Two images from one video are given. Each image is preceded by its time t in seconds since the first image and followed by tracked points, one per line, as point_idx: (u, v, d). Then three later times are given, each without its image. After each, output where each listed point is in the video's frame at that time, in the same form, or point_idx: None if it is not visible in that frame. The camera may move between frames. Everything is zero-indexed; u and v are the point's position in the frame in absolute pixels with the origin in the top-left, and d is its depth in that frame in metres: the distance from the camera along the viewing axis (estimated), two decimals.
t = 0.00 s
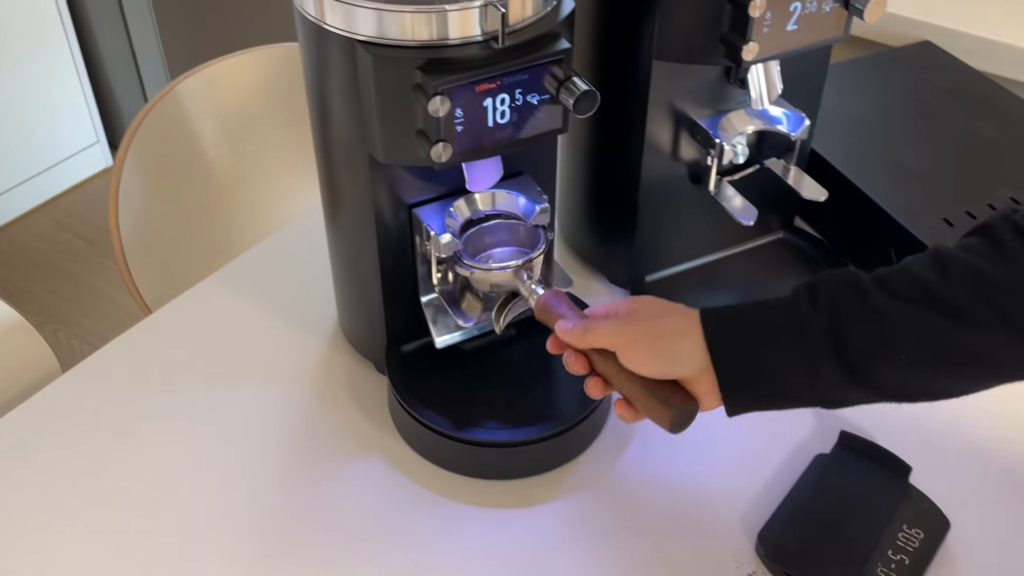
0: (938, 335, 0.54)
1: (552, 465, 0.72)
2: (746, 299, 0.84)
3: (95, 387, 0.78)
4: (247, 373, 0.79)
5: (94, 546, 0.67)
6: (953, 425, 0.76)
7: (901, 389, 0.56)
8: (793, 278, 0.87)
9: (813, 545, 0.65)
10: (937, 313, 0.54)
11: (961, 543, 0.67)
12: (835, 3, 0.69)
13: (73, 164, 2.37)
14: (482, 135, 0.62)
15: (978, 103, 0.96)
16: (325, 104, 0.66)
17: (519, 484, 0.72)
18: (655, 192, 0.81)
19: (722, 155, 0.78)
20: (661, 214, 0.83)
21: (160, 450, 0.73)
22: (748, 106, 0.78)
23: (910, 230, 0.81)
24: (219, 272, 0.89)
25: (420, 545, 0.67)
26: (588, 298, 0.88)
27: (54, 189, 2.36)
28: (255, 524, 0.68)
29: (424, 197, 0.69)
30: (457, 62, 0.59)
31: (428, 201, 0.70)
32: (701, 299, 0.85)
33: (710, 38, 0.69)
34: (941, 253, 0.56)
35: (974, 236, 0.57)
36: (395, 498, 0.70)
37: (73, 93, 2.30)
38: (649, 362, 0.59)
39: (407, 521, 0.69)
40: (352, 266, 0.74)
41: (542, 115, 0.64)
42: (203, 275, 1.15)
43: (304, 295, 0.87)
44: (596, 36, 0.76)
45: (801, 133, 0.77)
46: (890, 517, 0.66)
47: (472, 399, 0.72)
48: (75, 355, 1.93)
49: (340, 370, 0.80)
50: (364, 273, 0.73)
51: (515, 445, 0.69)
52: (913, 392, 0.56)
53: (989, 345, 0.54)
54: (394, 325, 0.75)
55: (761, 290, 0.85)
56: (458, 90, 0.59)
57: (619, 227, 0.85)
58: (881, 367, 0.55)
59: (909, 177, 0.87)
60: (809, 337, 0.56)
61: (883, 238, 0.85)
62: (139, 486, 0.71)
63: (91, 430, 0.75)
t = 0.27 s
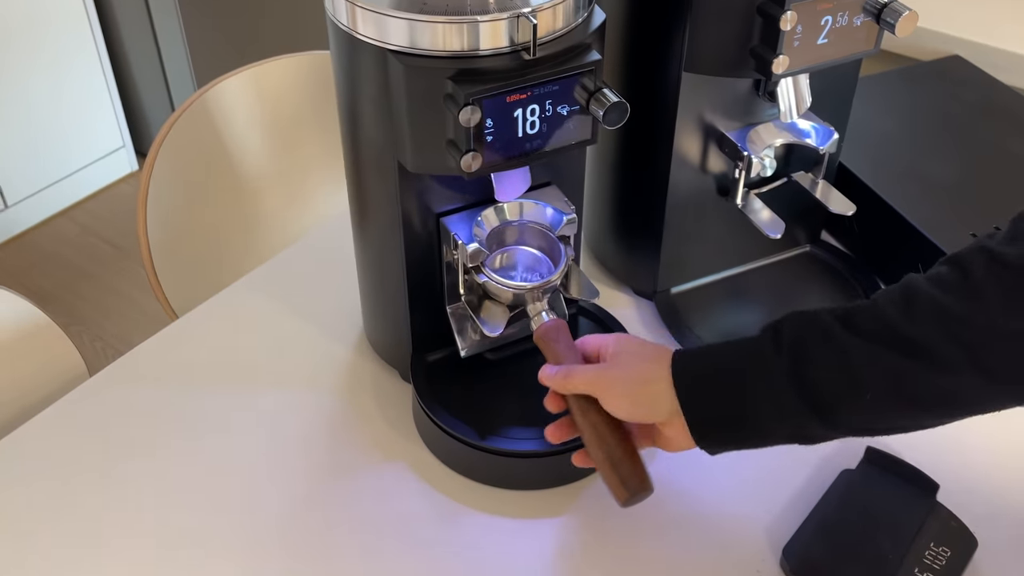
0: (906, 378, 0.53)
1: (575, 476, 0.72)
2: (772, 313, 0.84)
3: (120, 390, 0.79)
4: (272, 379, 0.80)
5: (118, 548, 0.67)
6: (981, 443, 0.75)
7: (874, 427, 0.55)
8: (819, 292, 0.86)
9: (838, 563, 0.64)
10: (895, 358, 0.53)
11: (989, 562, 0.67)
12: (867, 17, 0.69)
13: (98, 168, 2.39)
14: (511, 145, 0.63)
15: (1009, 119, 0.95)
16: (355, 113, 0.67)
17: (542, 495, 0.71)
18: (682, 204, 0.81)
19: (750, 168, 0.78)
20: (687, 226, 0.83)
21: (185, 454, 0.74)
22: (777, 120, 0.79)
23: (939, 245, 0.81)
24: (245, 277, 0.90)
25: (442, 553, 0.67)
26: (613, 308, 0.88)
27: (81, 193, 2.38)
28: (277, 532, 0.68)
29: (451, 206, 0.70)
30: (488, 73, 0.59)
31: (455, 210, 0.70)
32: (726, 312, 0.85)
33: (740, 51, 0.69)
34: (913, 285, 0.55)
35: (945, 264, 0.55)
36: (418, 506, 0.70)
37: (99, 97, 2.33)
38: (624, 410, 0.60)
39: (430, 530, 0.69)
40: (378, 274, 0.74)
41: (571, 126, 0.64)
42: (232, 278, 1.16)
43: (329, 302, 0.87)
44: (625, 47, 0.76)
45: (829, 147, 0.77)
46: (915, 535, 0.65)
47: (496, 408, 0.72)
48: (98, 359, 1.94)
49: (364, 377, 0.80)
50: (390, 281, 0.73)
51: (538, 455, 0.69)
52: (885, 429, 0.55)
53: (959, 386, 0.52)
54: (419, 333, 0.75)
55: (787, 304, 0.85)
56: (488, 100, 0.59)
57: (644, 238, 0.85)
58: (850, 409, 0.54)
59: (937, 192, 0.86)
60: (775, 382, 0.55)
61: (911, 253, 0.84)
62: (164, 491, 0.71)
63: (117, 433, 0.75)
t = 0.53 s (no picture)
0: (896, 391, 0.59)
1: (587, 485, 0.71)
2: (787, 323, 0.83)
3: (133, 393, 0.79)
4: (284, 384, 0.80)
5: (127, 551, 0.67)
6: (998, 456, 0.74)
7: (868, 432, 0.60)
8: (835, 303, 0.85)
9: None
10: (931, 358, 0.57)
11: None
12: (884, 27, 0.69)
13: (115, 171, 2.41)
14: (526, 152, 0.62)
15: None
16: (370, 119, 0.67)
17: (553, 503, 0.71)
18: (697, 213, 0.81)
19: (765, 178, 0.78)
20: (702, 235, 0.83)
21: (196, 458, 0.74)
22: (793, 129, 0.78)
23: (956, 256, 0.80)
24: (259, 282, 0.90)
25: (451, 561, 0.67)
26: (626, 317, 0.87)
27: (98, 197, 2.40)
28: (288, 537, 0.68)
29: (465, 213, 0.69)
30: (503, 80, 0.59)
31: (469, 217, 0.70)
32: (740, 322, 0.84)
33: (756, 60, 0.69)
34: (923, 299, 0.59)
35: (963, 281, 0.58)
36: (428, 513, 0.70)
37: (117, 102, 2.34)
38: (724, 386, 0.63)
39: (439, 537, 0.68)
40: (391, 280, 0.74)
41: (587, 133, 0.64)
42: (246, 283, 1.16)
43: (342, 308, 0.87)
44: (641, 56, 0.76)
45: (847, 158, 0.76)
46: (928, 551, 0.64)
47: (508, 416, 0.72)
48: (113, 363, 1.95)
49: (376, 383, 0.80)
50: (404, 287, 0.73)
51: (550, 464, 0.69)
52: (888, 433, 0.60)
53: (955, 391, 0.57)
54: (432, 340, 0.75)
55: (802, 314, 0.84)
56: (503, 107, 0.59)
57: (658, 247, 0.84)
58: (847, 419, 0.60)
59: (955, 203, 0.86)
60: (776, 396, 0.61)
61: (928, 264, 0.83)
62: (175, 495, 0.71)
63: (128, 436, 0.75)
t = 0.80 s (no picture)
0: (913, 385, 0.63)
1: (595, 493, 0.71)
2: (797, 332, 0.83)
3: (143, 395, 0.79)
4: (293, 389, 0.80)
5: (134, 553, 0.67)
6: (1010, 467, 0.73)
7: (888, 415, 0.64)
8: (846, 312, 0.85)
9: None
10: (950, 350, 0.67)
11: None
12: (896, 35, 0.69)
13: (128, 175, 2.42)
14: (536, 158, 0.62)
15: None
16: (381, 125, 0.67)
17: (561, 510, 0.71)
18: (707, 220, 0.81)
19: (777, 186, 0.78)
20: (712, 242, 0.82)
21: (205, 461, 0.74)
22: (804, 136, 0.77)
23: (967, 266, 0.79)
24: (269, 286, 0.90)
25: (458, 567, 0.67)
26: (636, 324, 0.87)
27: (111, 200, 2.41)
28: (295, 542, 0.68)
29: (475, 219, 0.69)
30: (513, 86, 0.59)
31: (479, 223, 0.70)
32: (751, 330, 0.84)
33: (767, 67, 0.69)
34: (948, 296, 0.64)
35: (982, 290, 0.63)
36: (435, 519, 0.70)
37: (130, 106, 2.35)
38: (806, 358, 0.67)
39: (446, 543, 0.68)
40: (401, 286, 0.74)
41: (597, 140, 0.64)
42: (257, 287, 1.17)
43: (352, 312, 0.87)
44: (653, 63, 0.75)
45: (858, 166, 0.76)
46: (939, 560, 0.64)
47: (517, 422, 0.72)
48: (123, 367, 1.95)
49: (385, 388, 0.80)
50: (413, 293, 0.73)
51: (558, 470, 0.69)
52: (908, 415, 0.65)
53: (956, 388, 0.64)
54: (441, 346, 0.75)
55: (812, 323, 0.84)
56: (513, 113, 0.59)
57: (669, 254, 0.84)
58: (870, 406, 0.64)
59: (967, 212, 0.85)
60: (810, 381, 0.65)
61: (940, 273, 0.83)
62: (182, 498, 0.71)
63: (138, 438, 0.76)
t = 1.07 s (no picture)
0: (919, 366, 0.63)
1: (601, 497, 0.71)
2: (805, 337, 0.83)
3: (151, 397, 0.80)
4: (301, 391, 0.80)
5: (141, 553, 0.67)
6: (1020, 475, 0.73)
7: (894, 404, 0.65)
8: (854, 317, 0.85)
9: None
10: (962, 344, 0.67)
11: None
12: (907, 39, 0.69)
13: (137, 178, 2.43)
14: (544, 161, 0.62)
15: None
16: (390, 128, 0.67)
17: (567, 514, 0.71)
18: (716, 224, 0.81)
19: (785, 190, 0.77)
20: (721, 247, 0.82)
21: (213, 463, 0.74)
22: (813, 140, 0.77)
23: (977, 271, 0.79)
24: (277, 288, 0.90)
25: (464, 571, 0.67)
26: (644, 328, 0.87)
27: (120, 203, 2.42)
28: (302, 544, 0.68)
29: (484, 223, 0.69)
30: (522, 89, 0.59)
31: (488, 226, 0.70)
32: (759, 334, 0.84)
33: (776, 71, 0.69)
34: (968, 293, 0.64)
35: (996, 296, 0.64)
36: (441, 523, 0.70)
37: (140, 109, 2.36)
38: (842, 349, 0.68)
39: (452, 546, 0.68)
40: (409, 289, 0.74)
41: (606, 143, 0.64)
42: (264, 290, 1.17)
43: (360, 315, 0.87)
44: (662, 66, 0.75)
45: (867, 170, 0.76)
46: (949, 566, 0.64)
47: (524, 426, 0.72)
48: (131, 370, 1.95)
49: (393, 391, 0.80)
50: (421, 296, 0.73)
51: (564, 474, 0.69)
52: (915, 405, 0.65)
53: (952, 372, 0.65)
54: (449, 349, 0.75)
55: (821, 327, 0.84)
56: (521, 116, 0.59)
57: (677, 258, 0.84)
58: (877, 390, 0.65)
59: (977, 218, 0.85)
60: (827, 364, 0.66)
61: (949, 278, 0.83)
62: (190, 499, 0.71)
63: (146, 439, 0.76)
